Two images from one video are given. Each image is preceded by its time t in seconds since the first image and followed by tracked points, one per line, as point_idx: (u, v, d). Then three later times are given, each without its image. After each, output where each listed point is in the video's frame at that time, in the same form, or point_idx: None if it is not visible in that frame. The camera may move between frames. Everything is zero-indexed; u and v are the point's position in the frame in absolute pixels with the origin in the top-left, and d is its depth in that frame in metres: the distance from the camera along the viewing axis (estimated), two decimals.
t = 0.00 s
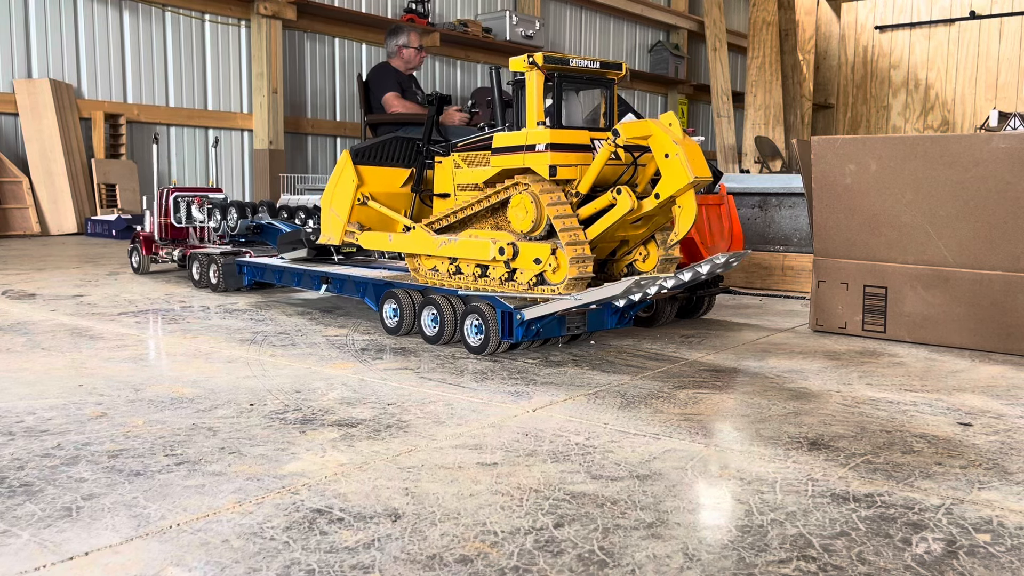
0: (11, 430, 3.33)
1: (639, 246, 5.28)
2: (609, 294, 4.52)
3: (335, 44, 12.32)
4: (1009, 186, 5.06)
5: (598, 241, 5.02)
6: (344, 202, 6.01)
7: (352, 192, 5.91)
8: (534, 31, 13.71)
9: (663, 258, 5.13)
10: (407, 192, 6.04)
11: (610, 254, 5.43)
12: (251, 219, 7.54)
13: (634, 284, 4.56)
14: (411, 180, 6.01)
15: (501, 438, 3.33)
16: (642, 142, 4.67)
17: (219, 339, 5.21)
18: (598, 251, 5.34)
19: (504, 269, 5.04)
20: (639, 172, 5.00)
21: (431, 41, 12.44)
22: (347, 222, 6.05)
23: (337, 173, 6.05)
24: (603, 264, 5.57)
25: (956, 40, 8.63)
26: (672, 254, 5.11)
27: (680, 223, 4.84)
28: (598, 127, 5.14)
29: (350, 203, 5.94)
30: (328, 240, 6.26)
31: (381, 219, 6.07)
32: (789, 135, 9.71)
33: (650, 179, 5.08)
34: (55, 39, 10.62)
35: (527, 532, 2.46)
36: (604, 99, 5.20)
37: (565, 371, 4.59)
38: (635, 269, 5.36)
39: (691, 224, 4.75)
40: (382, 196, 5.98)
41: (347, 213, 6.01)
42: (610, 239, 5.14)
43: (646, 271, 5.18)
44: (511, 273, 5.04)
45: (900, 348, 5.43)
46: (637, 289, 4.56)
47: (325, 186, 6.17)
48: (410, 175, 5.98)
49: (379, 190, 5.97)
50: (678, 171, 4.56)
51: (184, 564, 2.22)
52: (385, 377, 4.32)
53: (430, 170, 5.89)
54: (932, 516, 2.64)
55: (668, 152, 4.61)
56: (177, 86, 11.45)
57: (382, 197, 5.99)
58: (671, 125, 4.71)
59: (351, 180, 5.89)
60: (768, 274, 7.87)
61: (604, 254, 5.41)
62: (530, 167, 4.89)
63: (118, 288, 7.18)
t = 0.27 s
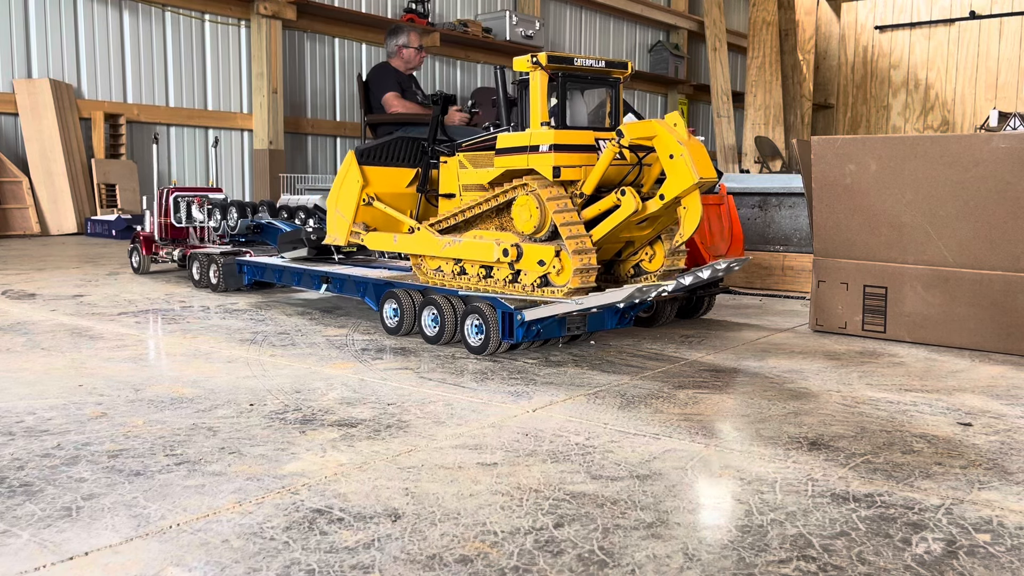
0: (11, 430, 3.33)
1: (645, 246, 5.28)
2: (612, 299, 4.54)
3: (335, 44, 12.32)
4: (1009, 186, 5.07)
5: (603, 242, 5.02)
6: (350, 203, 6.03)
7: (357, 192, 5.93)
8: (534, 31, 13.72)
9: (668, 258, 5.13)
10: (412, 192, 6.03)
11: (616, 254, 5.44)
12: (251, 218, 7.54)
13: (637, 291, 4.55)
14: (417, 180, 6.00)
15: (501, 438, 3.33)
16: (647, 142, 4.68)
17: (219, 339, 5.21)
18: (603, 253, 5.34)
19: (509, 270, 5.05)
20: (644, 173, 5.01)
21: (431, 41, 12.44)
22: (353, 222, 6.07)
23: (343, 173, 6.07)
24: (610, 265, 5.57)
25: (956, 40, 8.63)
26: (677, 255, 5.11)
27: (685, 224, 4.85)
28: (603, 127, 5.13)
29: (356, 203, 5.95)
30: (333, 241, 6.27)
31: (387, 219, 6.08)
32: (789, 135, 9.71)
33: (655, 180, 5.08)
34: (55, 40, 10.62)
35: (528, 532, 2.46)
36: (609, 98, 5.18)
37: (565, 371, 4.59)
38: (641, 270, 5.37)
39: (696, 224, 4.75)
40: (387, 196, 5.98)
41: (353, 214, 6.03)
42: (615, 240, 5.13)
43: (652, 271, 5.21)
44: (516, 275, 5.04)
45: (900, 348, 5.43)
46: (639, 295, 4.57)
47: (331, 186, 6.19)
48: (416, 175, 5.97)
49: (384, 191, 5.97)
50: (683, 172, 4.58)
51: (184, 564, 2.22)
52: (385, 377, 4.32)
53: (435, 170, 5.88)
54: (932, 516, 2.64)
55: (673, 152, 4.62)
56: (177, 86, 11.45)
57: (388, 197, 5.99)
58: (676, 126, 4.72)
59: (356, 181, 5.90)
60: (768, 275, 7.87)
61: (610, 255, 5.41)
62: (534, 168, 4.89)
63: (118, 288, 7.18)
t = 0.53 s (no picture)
0: (11, 430, 3.33)
1: (651, 246, 5.29)
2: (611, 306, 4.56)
3: (335, 44, 12.32)
4: (1010, 186, 5.07)
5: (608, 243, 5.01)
6: (354, 204, 6.01)
7: (361, 194, 5.91)
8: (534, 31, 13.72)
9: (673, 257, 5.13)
10: (416, 192, 6.02)
11: (621, 254, 5.45)
12: (251, 218, 7.53)
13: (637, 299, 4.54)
14: (421, 181, 5.99)
15: (501, 438, 3.33)
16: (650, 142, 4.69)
17: (218, 339, 5.21)
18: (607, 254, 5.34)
19: (512, 273, 4.99)
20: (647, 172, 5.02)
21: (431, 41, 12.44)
22: (357, 223, 6.06)
23: (348, 175, 6.06)
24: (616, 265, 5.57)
25: (956, 40, 8.63)
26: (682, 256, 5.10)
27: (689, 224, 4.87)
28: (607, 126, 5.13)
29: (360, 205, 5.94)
30: (337, 243, 6.24)
31: (391, 220, 6.07)
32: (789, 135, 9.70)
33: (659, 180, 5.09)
34: (56, 40, 10.62)
35: (527, 532, 2.46)
36: (613, 98, 5.18)
37: (565, 371, 4.59)
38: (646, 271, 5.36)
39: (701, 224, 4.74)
40: (392, 198, 5.97)
41: (357, 215, 6.01)
42: (620, 240, 5.12)
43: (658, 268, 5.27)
44: (519, 277, 4.98)
45: (900, 347, 5.43)
46: (642, 303, 4.56)
47: (335, 187, 6.19)
48: (421, 176, 5.96)
49: (389, 192, 5.97)
50: (686, 171, 4.58)
51: (184, 564, 2.22)
52: (385, 377, 4.32)
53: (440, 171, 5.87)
54: (932, 516, 2.64)
55: (677, 152, 4.63)
56: (177, 86, 11.45)
57: (392, 198, 5.98)
58: (679, 125, 4.74)
59: (360, 182, 5.89)
60: (768, 275, 7.87)
61: (615, 255, 5.41)
62: (537, 169, 4.89)
63: (118, 288, 7.18)
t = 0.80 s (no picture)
0: (11, 430, 3.32)
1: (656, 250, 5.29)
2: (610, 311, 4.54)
3: (335, 44, 12.32)
4: (1010, 186, 5.07)
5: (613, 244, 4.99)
6: (358, 202, 6.00)
7: (365, 192, 5.90)
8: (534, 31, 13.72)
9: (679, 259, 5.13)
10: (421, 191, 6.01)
11: (626, 256, 5.44)
12: (251, 218, 7.53)
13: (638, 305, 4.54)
14: (426, 179, 5.98)
15: (501, 438, 3.33)
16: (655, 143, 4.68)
17: (218, 339, 5.21)
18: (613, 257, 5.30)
19: (517, 273, 4.98)
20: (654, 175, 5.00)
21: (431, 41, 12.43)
22: (360, 221, 6.05)
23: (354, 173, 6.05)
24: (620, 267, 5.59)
25: (956, 40, 8.63)
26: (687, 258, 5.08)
27: (694, 228, 4.84)
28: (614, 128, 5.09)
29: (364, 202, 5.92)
30: (341, 239, 6.23)
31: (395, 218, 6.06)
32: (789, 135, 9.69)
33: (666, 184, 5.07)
34: (55, 40, 10.62)
35: (527, 532, 2.46)
36: (621, 98, 5.14)
37: (565, 371, 4.59)
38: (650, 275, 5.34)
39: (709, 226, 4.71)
40: (396, 196, 5.96)
41: (360, 213, 6.00)
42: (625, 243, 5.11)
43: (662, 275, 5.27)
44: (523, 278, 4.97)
45: (900, 347, 5.43)
46: (642, 307, 4.54)
47: (339, 184, 6.17)
48: (426, 174, 5.94)
49: (393, 190, 5.96)
50: (693, 174, 4.55)
51: (184, 564, 2.22)
52: (385, 377, 4.32)
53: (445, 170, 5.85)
54: (932, 516, 2.63)
55: (683, 155, 4.61)
56: (177, 86, 11.45)
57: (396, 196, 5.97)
58: (686, 128, 4.71)
59: (365, 180, 5.88)
60: (768, 275, 7.87)
61: (620, 258, 5.40)
62: (542, 169, 4.87)
63: (118, 288, 7.18)
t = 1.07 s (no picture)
0: (11, 430, 3.32)
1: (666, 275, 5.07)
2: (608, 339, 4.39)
3: (335, 44, 12.33)
4: (1010, 186, 5.07)
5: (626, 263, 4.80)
6: (374, 168, 5.60)
7: (383, 159, 5.49)
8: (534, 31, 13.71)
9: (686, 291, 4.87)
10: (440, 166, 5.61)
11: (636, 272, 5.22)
12: (249, 217, 7.53)
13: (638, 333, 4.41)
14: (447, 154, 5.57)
15: (501, 438, 3.33)
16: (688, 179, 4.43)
17: (219, 339, 5.21)
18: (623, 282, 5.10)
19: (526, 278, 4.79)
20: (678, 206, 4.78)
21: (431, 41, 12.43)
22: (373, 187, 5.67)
23: (373, 134, 5.60)
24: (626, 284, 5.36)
25: (956, 40, 8.63)
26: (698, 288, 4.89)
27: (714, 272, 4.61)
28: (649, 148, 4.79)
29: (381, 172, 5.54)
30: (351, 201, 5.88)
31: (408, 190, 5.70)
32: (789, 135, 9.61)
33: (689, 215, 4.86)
34: (55, 40, 10.62)
35: (527, 532, 2.46)
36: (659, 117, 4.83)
37: (565, 371, 4.59)
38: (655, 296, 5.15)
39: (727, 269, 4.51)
40: (414, 167, 5.57)
41: (375, 179, 5.61)
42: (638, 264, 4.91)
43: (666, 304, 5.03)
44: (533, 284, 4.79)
45: (901, 348, 5.43)
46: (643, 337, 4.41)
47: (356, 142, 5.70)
48: (447, 150, 5.52)
49: (413, 161, 5.55)
50: (720, 219, 4.35)
51: (184, 564, 2.22)
52: (385, 377, 4.32)
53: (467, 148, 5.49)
54: (932, 516, 2.63)
55: (715, 197, 4.40)
56: (177, 86, 11.45)
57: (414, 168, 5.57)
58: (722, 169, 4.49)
59: (385, 148, 5.47)
60: (768, 275, 7.87)
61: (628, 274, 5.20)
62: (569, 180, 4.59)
63: (118, 287, 7.18)
